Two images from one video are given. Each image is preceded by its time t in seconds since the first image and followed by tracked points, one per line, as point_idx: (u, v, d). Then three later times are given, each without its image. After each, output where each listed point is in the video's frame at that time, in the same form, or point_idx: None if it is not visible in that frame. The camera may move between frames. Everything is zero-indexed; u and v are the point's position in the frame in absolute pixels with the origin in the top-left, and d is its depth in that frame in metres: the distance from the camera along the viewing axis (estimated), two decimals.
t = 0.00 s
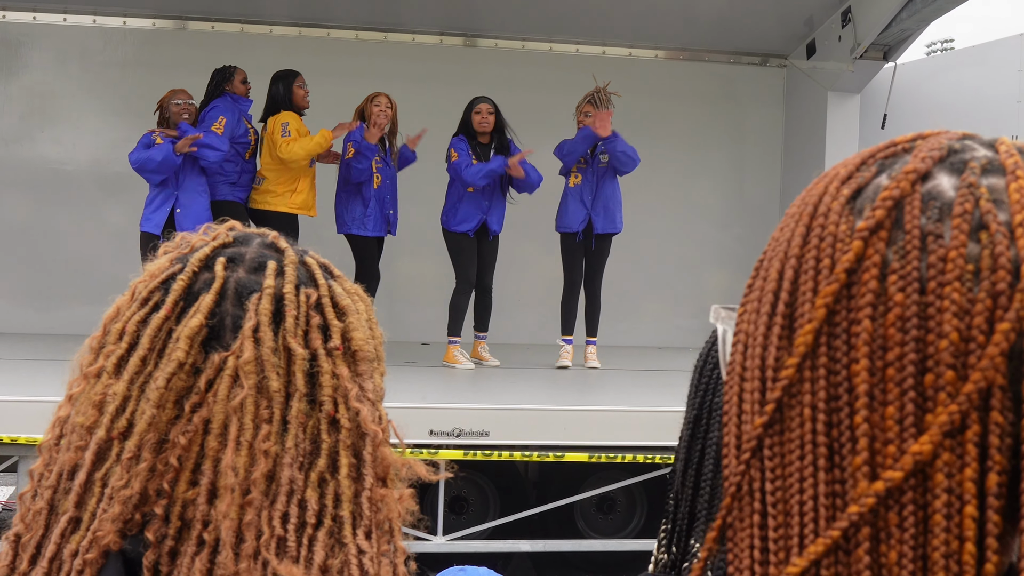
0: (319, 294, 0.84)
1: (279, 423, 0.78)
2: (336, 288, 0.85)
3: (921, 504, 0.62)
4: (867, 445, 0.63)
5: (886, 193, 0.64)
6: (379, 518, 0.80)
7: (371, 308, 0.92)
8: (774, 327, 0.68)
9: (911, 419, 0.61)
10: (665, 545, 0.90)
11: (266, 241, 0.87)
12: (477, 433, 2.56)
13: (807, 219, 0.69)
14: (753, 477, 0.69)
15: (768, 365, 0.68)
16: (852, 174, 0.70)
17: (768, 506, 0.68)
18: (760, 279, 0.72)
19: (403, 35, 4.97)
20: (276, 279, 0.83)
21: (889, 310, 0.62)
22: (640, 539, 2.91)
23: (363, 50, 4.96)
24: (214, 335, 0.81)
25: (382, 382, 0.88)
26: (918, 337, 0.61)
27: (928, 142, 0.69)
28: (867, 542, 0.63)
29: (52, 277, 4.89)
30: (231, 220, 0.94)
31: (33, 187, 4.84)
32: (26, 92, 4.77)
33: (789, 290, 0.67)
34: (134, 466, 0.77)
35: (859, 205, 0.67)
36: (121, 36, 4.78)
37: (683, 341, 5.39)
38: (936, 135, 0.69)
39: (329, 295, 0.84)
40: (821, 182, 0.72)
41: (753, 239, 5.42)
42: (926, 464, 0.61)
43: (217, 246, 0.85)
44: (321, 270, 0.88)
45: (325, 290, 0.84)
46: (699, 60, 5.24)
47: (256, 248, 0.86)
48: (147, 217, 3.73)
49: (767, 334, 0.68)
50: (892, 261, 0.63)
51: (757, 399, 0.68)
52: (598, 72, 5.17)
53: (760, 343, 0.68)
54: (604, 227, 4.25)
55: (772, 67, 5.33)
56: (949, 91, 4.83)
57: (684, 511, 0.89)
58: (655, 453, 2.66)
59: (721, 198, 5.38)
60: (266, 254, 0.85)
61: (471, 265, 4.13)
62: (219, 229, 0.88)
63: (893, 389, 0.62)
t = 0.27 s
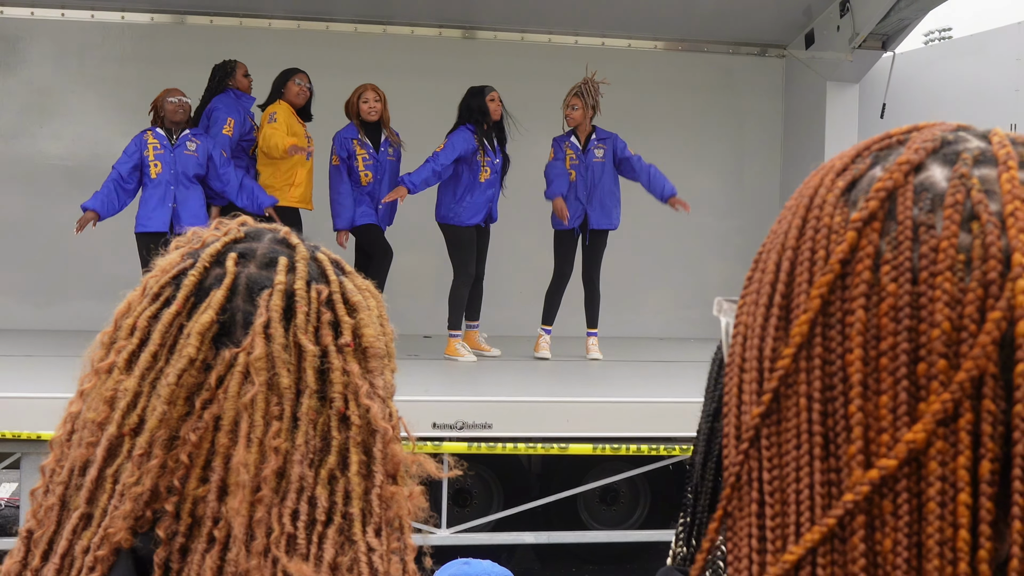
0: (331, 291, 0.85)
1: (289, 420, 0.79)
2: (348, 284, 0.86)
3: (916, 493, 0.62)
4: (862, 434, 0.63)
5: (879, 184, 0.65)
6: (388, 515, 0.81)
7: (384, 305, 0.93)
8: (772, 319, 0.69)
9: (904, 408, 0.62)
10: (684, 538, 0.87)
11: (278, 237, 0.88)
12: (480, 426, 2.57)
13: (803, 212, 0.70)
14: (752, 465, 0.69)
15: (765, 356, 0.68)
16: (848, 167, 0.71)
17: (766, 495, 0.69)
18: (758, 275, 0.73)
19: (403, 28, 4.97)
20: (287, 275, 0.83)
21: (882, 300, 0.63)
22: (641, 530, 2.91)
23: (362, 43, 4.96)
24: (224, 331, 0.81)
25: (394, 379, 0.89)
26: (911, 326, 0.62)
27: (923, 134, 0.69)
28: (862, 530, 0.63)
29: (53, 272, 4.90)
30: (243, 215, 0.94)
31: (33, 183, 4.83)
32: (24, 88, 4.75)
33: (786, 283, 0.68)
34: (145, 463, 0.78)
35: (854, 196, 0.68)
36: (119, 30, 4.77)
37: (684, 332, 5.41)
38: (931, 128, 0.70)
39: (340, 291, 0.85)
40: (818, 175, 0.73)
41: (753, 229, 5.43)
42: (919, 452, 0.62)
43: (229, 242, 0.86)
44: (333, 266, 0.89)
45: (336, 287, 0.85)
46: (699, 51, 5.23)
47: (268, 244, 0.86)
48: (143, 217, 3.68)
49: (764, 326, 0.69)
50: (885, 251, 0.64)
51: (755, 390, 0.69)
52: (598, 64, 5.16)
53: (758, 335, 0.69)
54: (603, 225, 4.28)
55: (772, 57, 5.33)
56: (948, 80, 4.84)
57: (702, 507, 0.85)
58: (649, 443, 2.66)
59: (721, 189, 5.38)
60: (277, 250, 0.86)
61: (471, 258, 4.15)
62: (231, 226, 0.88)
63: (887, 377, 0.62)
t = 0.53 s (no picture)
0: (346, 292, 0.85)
1: (313, 423, 0.79)
2: (362, 284, 0.86)
3: (933, 461, 0.63)
4: (877, 405, 0.64)
5: (883, 157, 0.66)
6: (419, 512, 0.82)
7: (399, 301, 0.93)
8: (784, 297, 0.69)
9: (917, 377, 0.63)
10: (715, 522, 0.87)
11: (289, 240, 0.88)
12: (498, 421, 2.57)
13: (809, 188, 0.70)
14: (770, 441, 0.69)
15: (778, 333, 0.69)
16: (852, 142, 0.71)
17: (785, 472, 0.68)
18: (771, 250, 0.72)
19: (402, 27, 4.96)
20: (302, 278, 0.83)
21: (890, 273, 0.64)
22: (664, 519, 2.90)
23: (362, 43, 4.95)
24: (243, 338, 0.82)
25: (414, 376, 0.89)
26: (920, 297, 0.63)
27: (925, 104, 0.69)
28: (882, 502, 0.64)
29: (64, 287, 4.92)
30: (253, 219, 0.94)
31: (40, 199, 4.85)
32: (27, 105, 4.77)
33: (795, 262, 0.68)
34: (173, 475, 0.78)
35: (859, 170, 0.68)
36: (119, 42, 4.77)
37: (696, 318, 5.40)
38: (934, 98, 0.70)
39: (356, 291, 0.85)
40: (823, 151, 0.72)
41: (760, 212, 5.42)
42: (935, 421, 0.63)
43: (241, 248, 0.86)
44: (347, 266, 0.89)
45: (351, 287, 0.85)
46: (700, 36, 5.21)
47: (280, 248, 0.86)
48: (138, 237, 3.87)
49: (776, 305, 0.69)
50: (891, 224, 0.65)
51: (771, 366, 0.69)
52: (598, 53, 5.15)
53: (770, 314, 0.69)
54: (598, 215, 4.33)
55: (772, 39, 5.30)
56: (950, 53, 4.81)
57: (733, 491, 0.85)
58: (668, 429, 2.66)
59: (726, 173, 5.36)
60: (291, 254, 0.86)
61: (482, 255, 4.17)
62: (242, 231, 0.88)
63: (898, 348, 0.63)
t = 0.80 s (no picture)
0: (385, 283, 0.83)
1: (353, 417, 0.78)
2: (402, 276, 0.84)
3: (986, 458, 0.60)
4: (930, 399, 0.61)
5: (939, 143, 0.62)
6: (459, 508, 0.80)
7: (438, 293, 0.91)
8: (836, 286, 0.64)
9: (972, 370, 0.59)
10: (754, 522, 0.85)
11: (328, 232, 0.86)
12: (532, 418, 2.55)
13: (865, 174, 0.65)
14: (821, 435, 0.65)
15: (829, 323, 0.65)
16: (909, 128, 0.66)
17: (836, 466, 0.64)
18: (826, 238, 0.67)
19: (434, 23, 4.96)
20: (342, 269, 0.82)
21: (945, 262, 0.60)
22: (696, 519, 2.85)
23: (394, 40, 4.96)
24: (281, 330, 0.80)
25: (453, 369, 0.87)
26: (976, 286, 0.59)
27: (985, 89, 0.65)
28: (933, 498, 0.61)
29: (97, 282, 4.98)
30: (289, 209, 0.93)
31: (75, 194, 4.91)
32: (62, 101, 4.82)
33: (849, 248, 0.64)
34: (211, 468, 0.77)
35: (915, 156, 0.64)
36: (154, 39, 4.82)
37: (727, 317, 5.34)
38: (996, 83, 0.65)
39: (395, 283, 0.83)
40: (878, 138, 0.68)
41: (793, 209, 5.36)
42: (988, 416, 0.59)
43: (280, 239, 0.84)
44: (386, 258, 0.87)
45: (391, 279, 0.83)
46: (733, 32, 5.16)
47: (319, 239, 0.85)
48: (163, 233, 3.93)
49: (829, 294, 0.65)
50: (948, 211, 0.61)
51: (822, 358, 0.64)
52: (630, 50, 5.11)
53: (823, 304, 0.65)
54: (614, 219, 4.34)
55: (806, 35, 5.24)
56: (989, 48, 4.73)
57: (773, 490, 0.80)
58: (702, 430, 2.64)
59: (759, 170, 5.30)
60: (330, 245, 0.85)
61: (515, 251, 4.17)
62: (280, 222, 0.87)
63: (954, 340, 0.60)
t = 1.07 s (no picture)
0: (399, 291, 0.82)
1: (363, 425, 0.77)
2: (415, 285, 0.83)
3: (1013, 499, 0.59)
4: (957, 435, 0.60)
5: (976, 175, 0.61)
6: (467, 520, 0.79)
7: (451, 303, 0.90)
8: (865, 314, 0.65)
9: (1002, 410, 0.58)
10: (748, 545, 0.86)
11: (342, 238, 0.86)
12: (535, 423, 2.54)
13: (899, 202, 0.65)
14: (844, 467, 0.65)
15: (857, 352, 0.65)
16: (947, 156, 0.65)
17: (858, 495, 0.64)
18: (856, 262, 0.68)
19: (451, 24, 4.95)
20: (355, 276, 0.81)
21: (979, 298, 0.59)
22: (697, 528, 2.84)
23: (411, 40, 4.95)
24: (293, 335, 0.80)
25: (465, 379, 0.86)
26: (1009, 325, 0.58)
27: None
28: (957, 535, 0.60)
29: (107, 272, 5.00)
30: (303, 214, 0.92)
31: (87, 184, 4.93)
32: (76, 91, 4.83)
33: (879, 277, 0.64)
34: (218, 472, 0.76)
35: (952, 187, 0.64)
36: (169, 31, 4.82)
37: (734, 327, 5.33)
38: None
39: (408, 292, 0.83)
40: (915, 165, 0.67)
41: (804, 221, 5.34)
42: (1017, 457, 0.58)
43: (293, 244, 0.84)
44: (399, 266, 0.87)
45: (404, 288, 0.82)
46: (751, 42, 5.14)
47: (332, 246, 0.84)
48: (173, 225, 3.91)
49: (857, 323, 0.65)
50: (983, 246, 0.60)
51: (847, 387, 0.65)
52: (647, 57, 5.09)
53: (850, 332, 0.65)
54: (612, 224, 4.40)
55: (824, 47, 5.21)
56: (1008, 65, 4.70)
57: (771, 513, 0.82)
58: (705, 441, 2.62)
59: (771, 181, 5.29)
60: (344, 251, 0.84)
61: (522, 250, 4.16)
62: (295, 227, 0.86)
63: (983, 378, 0.59)
